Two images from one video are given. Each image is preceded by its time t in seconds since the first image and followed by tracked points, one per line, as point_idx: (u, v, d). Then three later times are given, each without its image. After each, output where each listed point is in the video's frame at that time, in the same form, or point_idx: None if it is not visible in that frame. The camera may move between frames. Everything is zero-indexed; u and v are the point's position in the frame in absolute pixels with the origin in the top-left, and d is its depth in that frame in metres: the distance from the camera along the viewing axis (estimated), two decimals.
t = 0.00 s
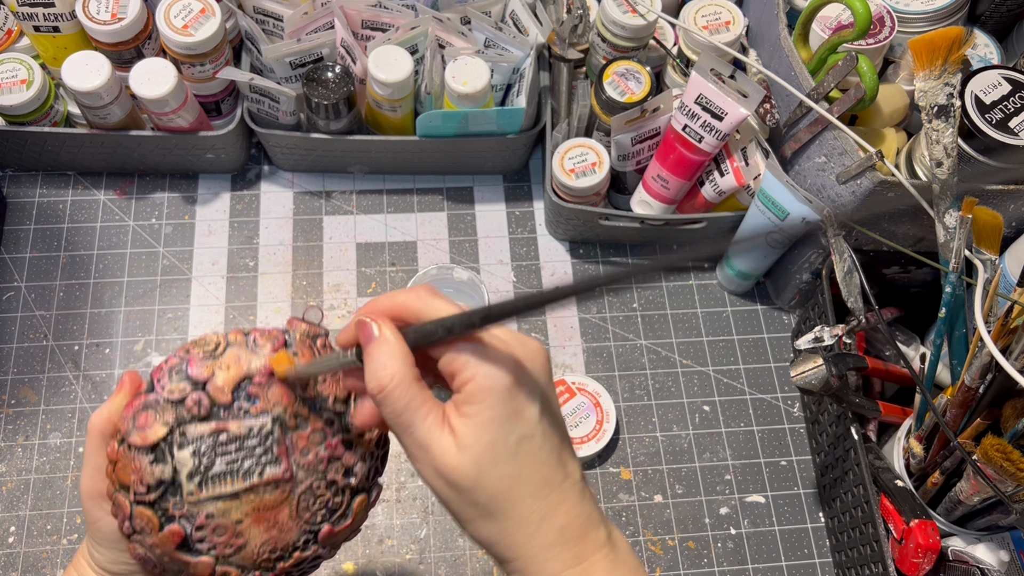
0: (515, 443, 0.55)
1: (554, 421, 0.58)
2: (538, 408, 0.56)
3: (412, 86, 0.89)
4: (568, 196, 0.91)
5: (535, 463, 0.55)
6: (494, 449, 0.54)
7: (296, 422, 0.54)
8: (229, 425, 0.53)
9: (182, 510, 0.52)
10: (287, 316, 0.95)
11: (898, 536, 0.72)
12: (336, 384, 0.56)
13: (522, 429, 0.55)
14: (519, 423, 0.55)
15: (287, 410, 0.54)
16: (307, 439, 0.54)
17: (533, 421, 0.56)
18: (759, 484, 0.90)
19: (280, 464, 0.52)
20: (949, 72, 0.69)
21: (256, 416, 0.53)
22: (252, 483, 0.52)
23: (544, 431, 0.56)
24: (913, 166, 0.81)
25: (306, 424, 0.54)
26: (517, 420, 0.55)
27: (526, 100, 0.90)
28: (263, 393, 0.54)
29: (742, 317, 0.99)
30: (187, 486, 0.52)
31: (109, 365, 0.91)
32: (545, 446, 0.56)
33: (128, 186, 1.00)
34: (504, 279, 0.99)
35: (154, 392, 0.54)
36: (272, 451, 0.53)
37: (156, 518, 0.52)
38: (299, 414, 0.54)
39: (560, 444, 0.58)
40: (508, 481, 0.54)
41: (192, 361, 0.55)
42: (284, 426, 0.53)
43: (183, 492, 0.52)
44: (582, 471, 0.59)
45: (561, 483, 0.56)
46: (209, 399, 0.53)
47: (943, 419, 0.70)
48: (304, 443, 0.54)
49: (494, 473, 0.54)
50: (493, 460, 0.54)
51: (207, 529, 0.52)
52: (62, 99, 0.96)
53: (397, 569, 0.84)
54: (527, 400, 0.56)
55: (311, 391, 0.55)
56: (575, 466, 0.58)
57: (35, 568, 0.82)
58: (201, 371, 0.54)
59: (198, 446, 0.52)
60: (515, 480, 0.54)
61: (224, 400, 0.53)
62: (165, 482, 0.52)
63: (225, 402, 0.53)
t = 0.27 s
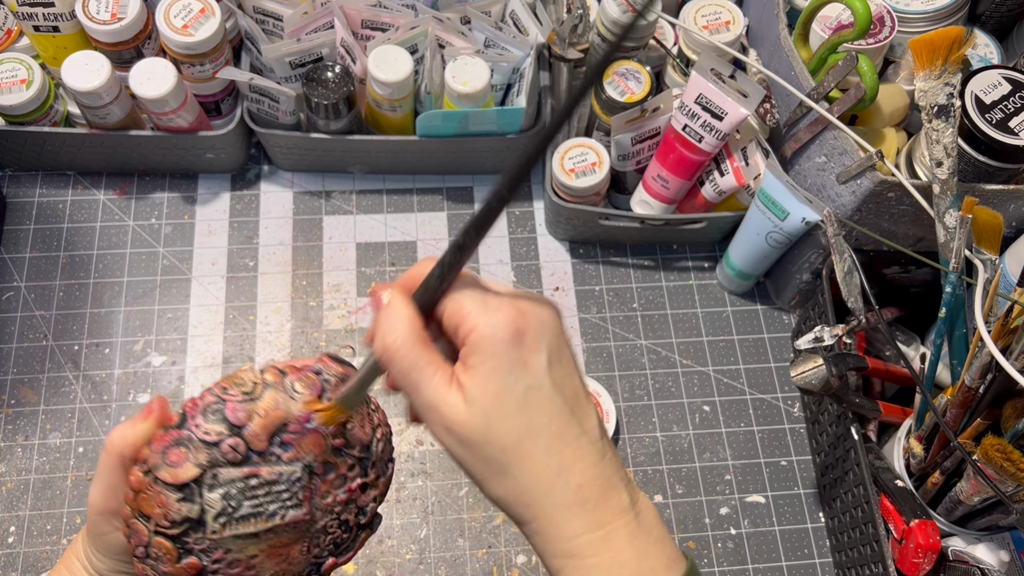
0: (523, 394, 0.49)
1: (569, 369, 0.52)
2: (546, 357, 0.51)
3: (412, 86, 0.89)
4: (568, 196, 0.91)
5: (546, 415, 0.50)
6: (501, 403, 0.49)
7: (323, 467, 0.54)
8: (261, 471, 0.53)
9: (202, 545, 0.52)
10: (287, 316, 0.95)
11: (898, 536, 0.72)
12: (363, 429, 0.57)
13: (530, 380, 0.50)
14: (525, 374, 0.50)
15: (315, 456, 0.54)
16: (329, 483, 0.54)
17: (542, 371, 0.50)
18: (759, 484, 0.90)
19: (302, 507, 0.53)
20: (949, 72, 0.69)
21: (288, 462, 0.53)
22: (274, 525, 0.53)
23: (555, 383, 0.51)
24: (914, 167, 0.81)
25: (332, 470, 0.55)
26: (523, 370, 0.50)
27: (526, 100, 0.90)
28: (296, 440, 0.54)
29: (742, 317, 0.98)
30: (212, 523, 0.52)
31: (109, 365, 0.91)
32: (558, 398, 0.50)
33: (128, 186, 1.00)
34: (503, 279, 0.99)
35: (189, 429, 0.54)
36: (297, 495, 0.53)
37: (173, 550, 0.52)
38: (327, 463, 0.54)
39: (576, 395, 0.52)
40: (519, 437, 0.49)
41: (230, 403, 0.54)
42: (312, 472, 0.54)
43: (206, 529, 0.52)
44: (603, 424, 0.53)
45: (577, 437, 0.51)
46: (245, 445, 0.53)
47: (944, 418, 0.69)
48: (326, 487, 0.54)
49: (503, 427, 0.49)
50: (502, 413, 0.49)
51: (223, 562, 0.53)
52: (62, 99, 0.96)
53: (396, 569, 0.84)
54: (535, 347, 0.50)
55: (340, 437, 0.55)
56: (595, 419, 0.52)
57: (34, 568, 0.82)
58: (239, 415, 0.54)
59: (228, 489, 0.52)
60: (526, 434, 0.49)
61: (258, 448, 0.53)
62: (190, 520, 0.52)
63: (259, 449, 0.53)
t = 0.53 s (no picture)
0: (507, 405, 0.47)
1: (559, 380, 0.49)
2: (535, 368, 0.47)
3: (412, 86, 0.89)
4: (568, 196, 0.91)
5: (530, 430, 0.47)
6: (484, 413, 0.47)
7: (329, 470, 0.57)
8: (271, 479, 0.56)
9: (212, 552, 0.55)
10: (287, 316, 0.95)
11: (898, 536, 0.72)
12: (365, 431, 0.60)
13: (516, 391, 0.47)
14: (509, 384, 0.47)
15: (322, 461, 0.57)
16: (334, 484, 0.58)
17: (526, 383, 0.47)
18: (759, 484, 0.90)
19: (309, 509, 0.57)
20: (950, 72, 0.69)
21: (297, 469, 0.57)
22: (282, 528, 0.56)
23: (543, 395, 0.48)
24: (914, 167, 0.81)
25: (337, 473, 0.58)
26: (507, 381, 0.47)
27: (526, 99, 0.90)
28: (305, 448, 0.57)
29: (742, 317, 0.98)
30: (223, 531, 0.55)
31: (108, 365, 0.91)
32: (545, 412, 0.47)
33: (128, 186, 1.00)
34: (503, 279, 0.99)
35: (199, 440, 0.56)
36: (304, 499, 0.57)
37: (184, 557, 0.55)
38: (334, 467, 0.58)
39: (566, 409, 0.49)
40: (501, 447, 0.47)
41: (240, 414, 0.57)
42: (319, 476, 0.57)
43: (217, 537, 0.55)
44: (594, 438, 0.50)
45: (562, 452, 0.48)
46: (256, 455, 0.56)
47: (944, 418, 0.69)
48: (331, 488, 0.58)
49: (484, 437, 0.47)
50: (485, 422, 0.47)
51: (232, 565, 0.56)
52: (62, 99, 0.96)
53: (396, 570, 0.84)
54: (524, 358, 0.47)
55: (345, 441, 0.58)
56: (584, 433, 0.49)
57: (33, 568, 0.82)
58: (249, 426, 0.56)
59: (239, 498, 0.55)
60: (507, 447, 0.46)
61: (269, 457, 0.56)
62: (202, 529, 0.55)
63: (270, 458, 0.56)
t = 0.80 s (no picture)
0: (516, 449, 0.54)
1: (563, 433, 0.58)
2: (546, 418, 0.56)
3: (412, 86, 0.89)
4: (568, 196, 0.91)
5: (533, 474, 0.54)
6: (492, 453, 0.54)
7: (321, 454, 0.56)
8: (264, 469, 0.55)
9: (212, 547, 0.55)
10: (286, 316, 0.95)
11: (899, 536, 0.72)
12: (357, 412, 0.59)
13: (527, 436, 0.55)
14: (522, 432, 0.55)
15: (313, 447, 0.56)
16: (329, 467, 0.57)
17: (538, 430, 0.55)
18: (759, 484, 0.90)
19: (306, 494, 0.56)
20: (950, 71, 0.69)
21: (289, 457, 0.55)
22: (282, 516, 0.55)
23: (548, 443, 0.56)
24: (914, 167, 0.81)
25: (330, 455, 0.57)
26: (523, 427, 0.55)
27: (526, 99, 0.90)
28: (296, 436, 0.56)
29: (743, 317, 0.98)
30: (221, 526, 0.54)
31: (108, 365, 0.91)
32: (548, 459, 0.55)
33: (128, 185, 1.00)
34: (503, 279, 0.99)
35: (188, 437, 0.55)
36: (300, 485, 0.55)
37: (186, 553, 0.55)
38: (327, 449, 0.56)
39: (564, 458, 0.57)
40: (501, 487, 0.54)
41: (227, 407, 0.56)
42: (313, 461, 0.56)
43: (216, 532, 0.54)
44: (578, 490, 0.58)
45: (556, 499, 0.55)
46: (248, 447, 0.55)
47: (944, 418, 0.69)
48: (326, 470, 0.57)
49: (490, 479, 0.53)
50: (490, 464, 0.54)
51: (232, 555, 0.55)
52: (62, 99, 0.96)
53: (396, 569, 0.84)
54: (540, 406, 0.56)
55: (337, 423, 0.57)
56: (574, 484, 0.57)
57: (33, 568, 0.82)
58: (237, 419, 0.55)
59: (233, 492, 0.54)
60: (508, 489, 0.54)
61: (260, 447, 0.55)
62: (200, 525, 0.54)
63: (261, 448, 0.55)
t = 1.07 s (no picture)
0: (555, 452, 0.51)
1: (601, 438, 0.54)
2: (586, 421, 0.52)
3: (412, 86, 0.89)
4: (568, 196, 0.91)
5: (572, 480, 0.51)
6: (532, 456, 0.50)
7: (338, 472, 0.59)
8: (295, 493, 0.58)
9: (242, 565, 0.58)
10: (286, 316, 0.95)
11: (899, 537, 0.72)
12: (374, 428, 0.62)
13: (567, 440, 0.51)
14: (562, 434, 0.51)
15: (337, 467, 0.59)
16: (350, 482, 0.61)
17: (578, 433, 0.52)
18: (759, 484, 0.90)
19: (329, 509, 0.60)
20: (950, 71, 0.69)
21: (319, 478, 0.58)
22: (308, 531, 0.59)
23: (586, 447, 0.52)
24: (914, 167, 0.81)
25: (351, 471, 0.61)
26: (563, 430, 0.51)
27: (526, 99, 0.90)
28: (324, 459, 0.59)
29: (743, 317, 0.98)
30: (252, 547, 0.57)
31: (108, 365, 0.91)
32: (587, 463, 0.52)
33: (128, 185, 1.00)
34: (503, 279, 0.99)
35: (223, 466, 0.57)
36: (325, 502, 0.59)
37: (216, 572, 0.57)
38: (349, 468, 0.60)
39: (602, 463, 0.54)
40: (539, 490, 0.50)
41: (262, 436, 0.57)
42: (337, 480, 0.60)
43: (247, 553, 0.57)
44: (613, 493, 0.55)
45: (593, 503, 0.52)
46: (282, 473, 0.57)
47: (944, 418, 0.69)
48: (347, 484, 0.61)
49: (528, 482, 0.50)
50: (529, 466, 0.50)
51: (260, 567, 0.59)
52: (62, 99, 0.96)
53: (396, 570, 0.84)
54: (580, 410, 0.52)
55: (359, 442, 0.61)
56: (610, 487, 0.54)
57: (33, 568, 0.82)
58: (273, 446, 0.57)
59: (266, 516, 0.57)
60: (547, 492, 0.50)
61: (293, 473, 0.57)
62: (232, 548, 0.57)
63: (293, 474, 0.58)
